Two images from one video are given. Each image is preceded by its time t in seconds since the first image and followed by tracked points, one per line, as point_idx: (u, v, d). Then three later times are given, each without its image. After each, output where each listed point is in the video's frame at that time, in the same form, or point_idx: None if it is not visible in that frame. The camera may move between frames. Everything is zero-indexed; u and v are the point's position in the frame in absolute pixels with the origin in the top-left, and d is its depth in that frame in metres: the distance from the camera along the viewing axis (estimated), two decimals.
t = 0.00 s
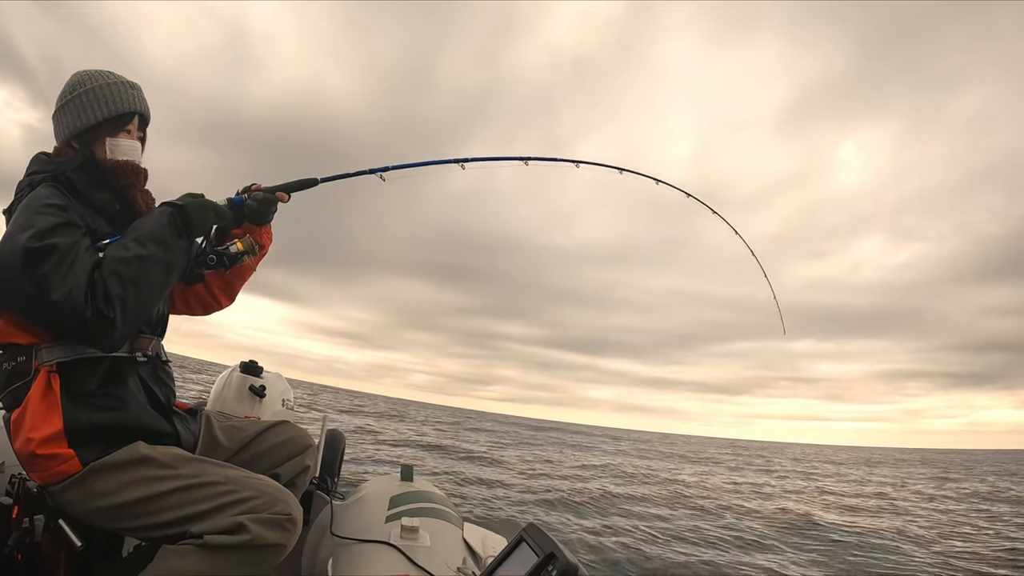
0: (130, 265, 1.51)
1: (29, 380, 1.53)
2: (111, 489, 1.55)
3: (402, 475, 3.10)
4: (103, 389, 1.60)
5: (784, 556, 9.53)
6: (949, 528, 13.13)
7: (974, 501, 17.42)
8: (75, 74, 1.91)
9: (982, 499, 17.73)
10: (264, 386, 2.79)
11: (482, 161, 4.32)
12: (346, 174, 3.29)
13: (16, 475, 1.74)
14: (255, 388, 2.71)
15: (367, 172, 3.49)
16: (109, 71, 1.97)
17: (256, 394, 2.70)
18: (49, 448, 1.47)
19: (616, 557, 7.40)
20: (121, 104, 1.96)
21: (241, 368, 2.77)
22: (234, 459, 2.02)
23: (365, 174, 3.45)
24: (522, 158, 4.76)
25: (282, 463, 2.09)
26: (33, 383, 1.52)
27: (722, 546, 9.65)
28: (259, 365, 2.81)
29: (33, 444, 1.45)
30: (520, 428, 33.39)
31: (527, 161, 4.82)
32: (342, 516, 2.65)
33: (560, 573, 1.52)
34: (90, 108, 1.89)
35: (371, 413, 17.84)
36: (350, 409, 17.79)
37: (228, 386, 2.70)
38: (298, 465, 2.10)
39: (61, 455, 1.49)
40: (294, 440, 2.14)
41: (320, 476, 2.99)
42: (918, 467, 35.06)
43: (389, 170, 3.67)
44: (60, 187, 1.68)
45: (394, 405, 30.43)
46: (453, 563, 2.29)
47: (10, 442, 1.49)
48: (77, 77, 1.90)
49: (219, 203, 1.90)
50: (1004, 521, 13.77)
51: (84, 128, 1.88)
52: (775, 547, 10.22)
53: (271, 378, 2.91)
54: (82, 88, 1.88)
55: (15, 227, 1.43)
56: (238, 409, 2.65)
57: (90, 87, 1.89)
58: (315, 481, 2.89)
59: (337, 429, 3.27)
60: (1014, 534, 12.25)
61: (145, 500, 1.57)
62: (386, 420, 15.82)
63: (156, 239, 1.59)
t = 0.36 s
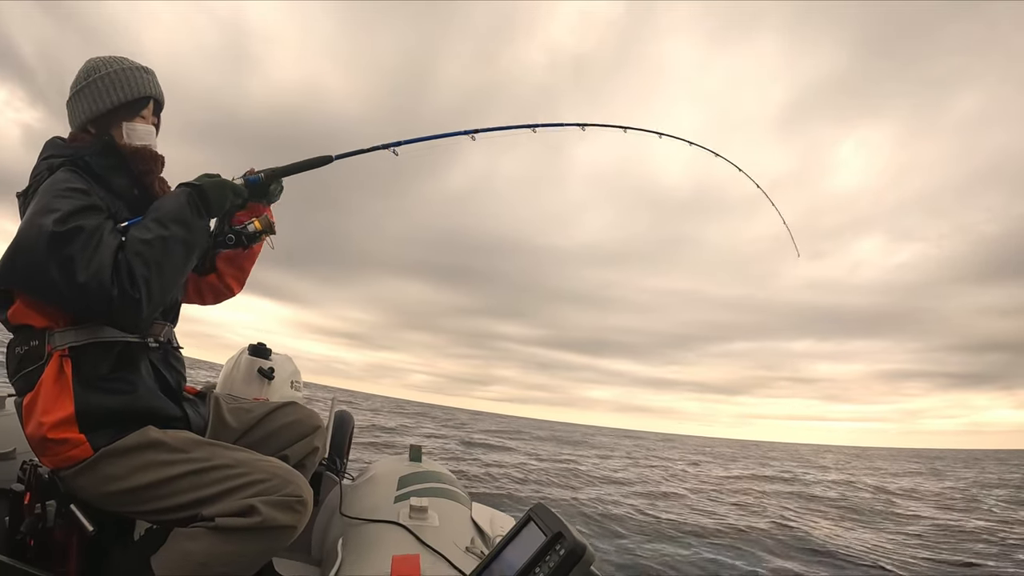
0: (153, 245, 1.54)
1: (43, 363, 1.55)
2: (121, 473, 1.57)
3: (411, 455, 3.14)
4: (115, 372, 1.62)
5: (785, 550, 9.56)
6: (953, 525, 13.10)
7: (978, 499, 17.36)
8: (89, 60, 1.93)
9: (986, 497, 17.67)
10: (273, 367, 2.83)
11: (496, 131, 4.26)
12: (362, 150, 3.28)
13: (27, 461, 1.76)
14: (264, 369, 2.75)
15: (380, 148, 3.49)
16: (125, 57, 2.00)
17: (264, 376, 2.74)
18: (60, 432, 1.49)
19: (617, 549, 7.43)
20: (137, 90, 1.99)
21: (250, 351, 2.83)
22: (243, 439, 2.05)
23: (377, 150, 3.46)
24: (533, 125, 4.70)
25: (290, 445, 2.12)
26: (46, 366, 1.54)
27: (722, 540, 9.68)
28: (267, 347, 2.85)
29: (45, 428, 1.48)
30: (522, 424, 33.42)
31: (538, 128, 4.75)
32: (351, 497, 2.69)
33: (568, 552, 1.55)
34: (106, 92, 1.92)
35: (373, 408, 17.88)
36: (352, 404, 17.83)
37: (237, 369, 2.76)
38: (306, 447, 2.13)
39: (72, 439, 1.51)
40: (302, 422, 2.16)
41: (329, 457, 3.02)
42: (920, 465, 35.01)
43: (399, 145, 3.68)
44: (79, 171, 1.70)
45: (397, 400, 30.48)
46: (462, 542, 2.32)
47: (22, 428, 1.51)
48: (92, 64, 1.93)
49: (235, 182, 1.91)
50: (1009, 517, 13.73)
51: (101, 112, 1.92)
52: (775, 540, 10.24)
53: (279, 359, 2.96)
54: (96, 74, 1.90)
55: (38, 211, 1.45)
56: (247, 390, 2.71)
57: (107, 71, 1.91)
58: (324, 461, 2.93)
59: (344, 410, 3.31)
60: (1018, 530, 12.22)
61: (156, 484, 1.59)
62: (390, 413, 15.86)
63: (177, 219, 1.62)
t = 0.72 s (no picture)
0: (161, 275, 1.53)
1: (45, 376, 1.54)
2: (126, 480, 1.57)
3: (414, 446, 3.14)
4: (118, 385, 1.61)
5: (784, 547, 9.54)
6: (953, 522, 13.11)
7: (977, 495, 17.40)
8: (132, 67, 1.99)
9: (985, 493, 17.72)
10: (271, 366, 2.83)
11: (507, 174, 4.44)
12: (376, 185, 3.32)
13: (31, 475, 1.74)
14: (262, 369, 2.75)
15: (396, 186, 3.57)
16: (164, 75, 2.06)
17: (263, 375, 2.74)
18: (65, 444, 1.49)
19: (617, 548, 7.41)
20: (167, 108, 2.02)
21: (247, 351, 2.82)
22: (246, 440, 2.05)
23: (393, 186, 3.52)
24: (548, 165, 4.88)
25: (293, 442, 2.12)
26: (48, 379, 1.52)
27: (722, 537, 9.66)
28: (264, 347, 2.84)
29: (49, 441, 1.46)
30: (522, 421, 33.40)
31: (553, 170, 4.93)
32: (357, 490, 2.69)
33: (574, 536, 1.54)
34: (136, 103, 1.95)
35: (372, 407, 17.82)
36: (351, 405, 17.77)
37: (236, 369, 2.75)
38: (309, 443, 2.13)
39: (77, 450, 1.51)
40: (304, 419, 2.16)
41: (332, 452, 3.02)
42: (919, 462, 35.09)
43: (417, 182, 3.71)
44: (91, 181, 1.69)
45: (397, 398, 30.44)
46: (469, 531, 2.32)
47: (25, 440, 1.50)
48: (130, 72, 1.97)
49: (248, 212, 1.91)
50: (1008, 514, 13.76)
51: (127, 121, 1.94)
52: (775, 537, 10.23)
53: (277, 358, 2.95)
54: (133, 82, 1.95)
55: (51, 224, 1.44)
56: (246, 390, 2.71)
57: (141, 84, 1.96)
58: (328, 457, 2.93)
59: (345, 404, 3.30)
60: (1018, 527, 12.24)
61: (161, 490, 1.59)
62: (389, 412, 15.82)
63: (185, 249, 1.61)
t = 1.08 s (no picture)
0: (142, 278, 1.54)
1: (40, 370, 1.55)
2: (121, 475, 1.58)
3: (411, 448, 3.14)
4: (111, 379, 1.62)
5: (783, 547, 9.52)
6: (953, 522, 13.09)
7: (977, 495, 17.36)
8: (133, 65, 2.00)
9: (985, 495, 17.69)
10: (271, 364, 2.84)
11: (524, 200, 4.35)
12: (378, 200, 3.28)
13: (27, 465, 1.75)
14: (262, 367, 2.77)
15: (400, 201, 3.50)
16: (166, 73, 2.08)
17: (263, 373, 2.76)
18: (60, 438, 1.51)
19: (614, 546, 7.41)
20: (167, 105, 2.04)
21: (247, 349, 2.83)
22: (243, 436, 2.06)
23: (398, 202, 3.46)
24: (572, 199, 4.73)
25: (289, 442, 2.13)
26: (43, 373, 1.54)
27: (721, 536, 9.65)
28: (265, 345, 2.86)
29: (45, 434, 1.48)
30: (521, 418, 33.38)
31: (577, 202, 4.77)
32: (353, 491, 2.70)
33: (569, 543, 1.55)
34: (136, 99, 1.96)
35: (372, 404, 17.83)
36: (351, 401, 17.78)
37: (236, 367, 2.77)
38: (306, 443, 2.14)
39: (72, 444, 1.53)
40: (301, 418, 2.17)
41: (330, 453, 3.03)
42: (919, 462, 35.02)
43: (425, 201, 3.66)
44: (85, 175, 1.70)
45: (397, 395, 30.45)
46: (464, 535, 2.33)
47: (21, 434, 1.52)
48: (132, 69, 1.99)
49: (241, 216, 1.92)
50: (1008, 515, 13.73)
51: (127, 117, 1.96)
52: (773, 538, 10.22)
53: (278, 356, 2.97)
54: (135, 79, 1.97)
55: (38, 217, 1.46)
56: (246, 388, 2.72)
57: (142, 80, 1.97)
58: (325, 457, 2.94)
59: (343, 405, 3.32)
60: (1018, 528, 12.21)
61: (156, 485, 1.60)
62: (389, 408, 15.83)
63: (170, 252, 1.61)
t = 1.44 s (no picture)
0: (133, 295, 1.52)
1: (39, 365, 1.55)
2: (118, 472, 1.58)
3: (408, 453, 3.15)
4: (114, 375, 1.63)
5: (781, 550, 9.52)
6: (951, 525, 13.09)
7: (976, 499, 17.36)
8: (139, 64, 2.01)
9: (983, 498, 17.69)
10: (269, 366, 2.85)
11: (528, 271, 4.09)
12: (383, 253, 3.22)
13: (24, 461, 1.76)
14: (261, 369, 2.77)
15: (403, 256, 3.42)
16: (170, 73, 2.08)
17: (261, 375, 2.76)
18: (60, 432, 1.51)
19: (611, 549, 7.39)
20: (171, 105, 2.04)
21: (246, 351, 2.83)
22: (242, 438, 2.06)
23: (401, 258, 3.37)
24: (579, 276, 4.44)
25: (288, 445, 2.13)
26: (43, 367, 1.54)
27: (718, 538, 9.63)
28: (263, 347, 2.86)
29: (44, 429, 1.48)
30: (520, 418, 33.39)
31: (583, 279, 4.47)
32: (349, 495, 2.70)
33: (565, 551, 1.55)
34: (141, 98, 1.96)
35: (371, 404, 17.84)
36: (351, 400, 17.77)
37: (234, 369, 2.77)
38: (303, 446, 2.14)
39: (72, 439, 1.53)
40: (300, 421, 2.18)
41: (326, 456, 3.04)
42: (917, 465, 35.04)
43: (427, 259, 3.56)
44: (87, 177, 1.71)
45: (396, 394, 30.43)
46: (459, 542, 2.33)
47: (19, 428, 1.52)
48: (139, 68, 2.00)
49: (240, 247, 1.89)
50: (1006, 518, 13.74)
51: (131, 115, 1.96)
52: (771, 541, 10.20)
53: (276, 358, 2.97)
54: (141, 78, 1.97)
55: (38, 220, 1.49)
56: (243, 390, 2.72)
57: (149, 80, 1.98)
58: (321, 460, 2.95)
59: (341, 409, 3.32)
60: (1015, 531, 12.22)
61: (153, 483, 1.60)
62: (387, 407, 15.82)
63: (164, 272, 1.59)
